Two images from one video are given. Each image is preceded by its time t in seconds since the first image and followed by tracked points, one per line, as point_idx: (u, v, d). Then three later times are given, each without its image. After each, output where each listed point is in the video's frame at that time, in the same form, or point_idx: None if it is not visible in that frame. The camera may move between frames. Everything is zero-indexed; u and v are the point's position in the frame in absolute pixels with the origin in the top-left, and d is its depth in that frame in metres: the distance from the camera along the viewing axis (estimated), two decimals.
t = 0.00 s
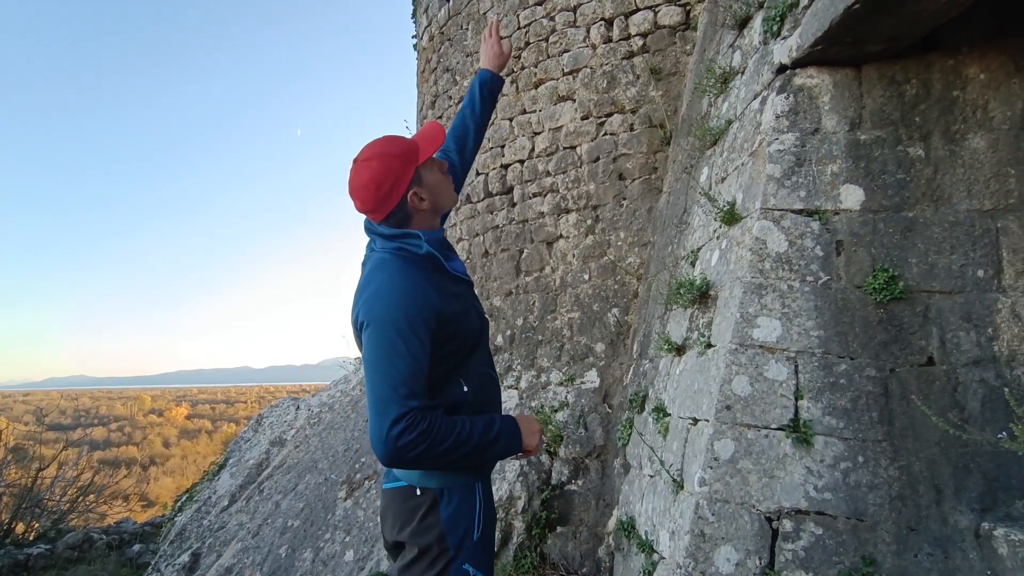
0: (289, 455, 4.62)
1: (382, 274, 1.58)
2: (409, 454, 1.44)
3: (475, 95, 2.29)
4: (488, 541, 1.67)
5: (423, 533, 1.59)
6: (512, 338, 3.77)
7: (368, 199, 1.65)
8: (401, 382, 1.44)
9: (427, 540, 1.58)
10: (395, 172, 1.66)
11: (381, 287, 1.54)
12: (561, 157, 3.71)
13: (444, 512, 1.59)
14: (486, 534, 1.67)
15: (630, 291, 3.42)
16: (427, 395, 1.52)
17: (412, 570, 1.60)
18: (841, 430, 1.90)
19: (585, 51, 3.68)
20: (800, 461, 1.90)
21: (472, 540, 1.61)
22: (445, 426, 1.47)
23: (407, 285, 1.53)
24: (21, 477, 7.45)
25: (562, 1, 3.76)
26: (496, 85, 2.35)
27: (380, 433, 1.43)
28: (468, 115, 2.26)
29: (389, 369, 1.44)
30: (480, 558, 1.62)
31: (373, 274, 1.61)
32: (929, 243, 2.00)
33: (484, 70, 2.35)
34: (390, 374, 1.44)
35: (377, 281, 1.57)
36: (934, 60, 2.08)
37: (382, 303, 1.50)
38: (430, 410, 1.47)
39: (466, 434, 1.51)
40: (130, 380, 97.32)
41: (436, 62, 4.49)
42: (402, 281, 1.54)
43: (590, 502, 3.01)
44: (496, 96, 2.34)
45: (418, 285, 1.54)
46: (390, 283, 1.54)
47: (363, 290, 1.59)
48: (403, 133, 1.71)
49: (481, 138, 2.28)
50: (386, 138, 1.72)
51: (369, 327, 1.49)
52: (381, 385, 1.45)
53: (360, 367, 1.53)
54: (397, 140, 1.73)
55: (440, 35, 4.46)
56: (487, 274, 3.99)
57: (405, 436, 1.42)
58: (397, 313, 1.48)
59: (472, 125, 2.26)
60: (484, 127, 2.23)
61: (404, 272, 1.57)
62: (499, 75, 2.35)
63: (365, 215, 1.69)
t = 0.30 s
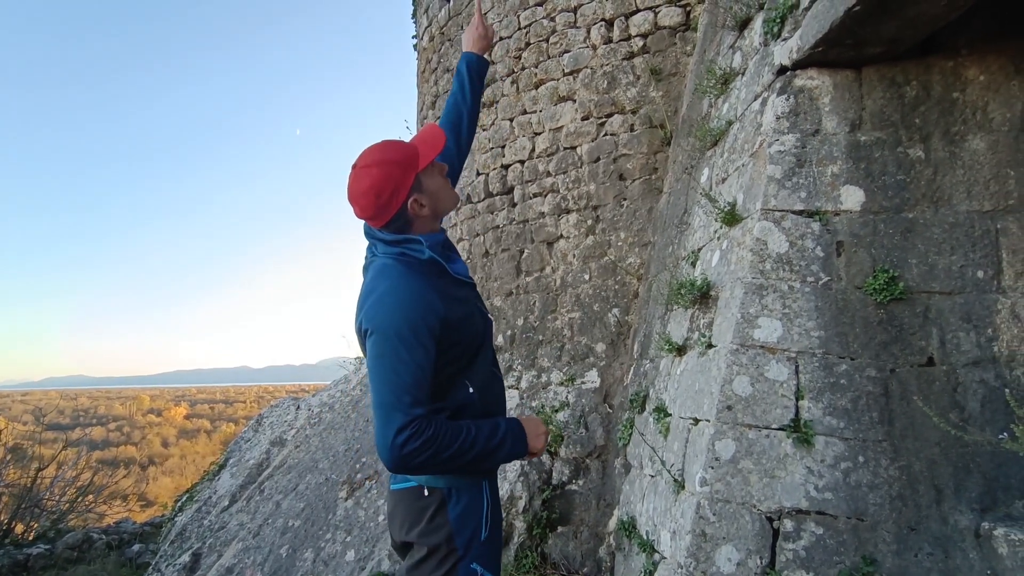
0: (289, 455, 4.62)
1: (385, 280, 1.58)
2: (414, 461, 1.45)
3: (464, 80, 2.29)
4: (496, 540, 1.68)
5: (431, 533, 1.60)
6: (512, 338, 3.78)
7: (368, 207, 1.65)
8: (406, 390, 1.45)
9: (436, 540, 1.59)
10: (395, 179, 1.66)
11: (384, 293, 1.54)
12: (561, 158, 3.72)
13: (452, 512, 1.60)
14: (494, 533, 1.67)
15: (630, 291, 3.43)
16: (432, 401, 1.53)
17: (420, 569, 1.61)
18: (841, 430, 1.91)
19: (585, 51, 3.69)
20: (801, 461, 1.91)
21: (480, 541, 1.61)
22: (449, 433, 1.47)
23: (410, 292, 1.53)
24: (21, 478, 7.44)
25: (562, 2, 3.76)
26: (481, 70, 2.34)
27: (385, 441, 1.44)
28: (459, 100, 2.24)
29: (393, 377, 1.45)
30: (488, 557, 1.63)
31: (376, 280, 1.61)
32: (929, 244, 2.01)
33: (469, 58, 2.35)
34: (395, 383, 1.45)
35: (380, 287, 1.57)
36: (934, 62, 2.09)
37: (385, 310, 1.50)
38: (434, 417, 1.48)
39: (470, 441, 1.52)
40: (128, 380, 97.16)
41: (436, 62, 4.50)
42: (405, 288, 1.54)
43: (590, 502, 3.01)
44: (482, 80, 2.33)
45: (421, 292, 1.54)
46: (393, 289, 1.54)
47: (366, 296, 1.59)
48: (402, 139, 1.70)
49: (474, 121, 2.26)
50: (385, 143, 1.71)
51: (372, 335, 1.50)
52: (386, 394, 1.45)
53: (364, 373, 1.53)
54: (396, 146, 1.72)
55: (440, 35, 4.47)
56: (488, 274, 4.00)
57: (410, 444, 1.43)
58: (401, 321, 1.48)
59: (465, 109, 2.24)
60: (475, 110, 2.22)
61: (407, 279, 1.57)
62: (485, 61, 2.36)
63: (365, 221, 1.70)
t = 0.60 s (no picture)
0: (290, 456, 4.62)
1: (386, 280, 1.58)
2: (417, 461, 1.44)
3: (462, 80, 2.29)
4: (498, 541, 1.68)
5: (432, 534, 1.60)
6: (512, 339, 3.78)
7: (369, 207, 1.65)
8: (409, 390, 1.44)
9: (437, 541, 1.59)
10: (395, 180, 1.65)
11: (386, 294, 1.54)
12: (561, 158, 3.72)
13: (454, 513, 1.60)
14: (496, 534, 1.67)
15: (630, 291, 3.43)
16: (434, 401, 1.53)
17: (421, 570, 1.61)
18: (842, 431, 1.91)
19: (585, 52, 3.69)
20: (802, 462, 1.91)
21: (481, 541, 1.61)
22: (452, 433, 1.47)
23: (412, 291, 1.53)
24: (21, 478, 7.44)
25: (563, 2, 3.76)
26: (478, 70, 2.34)
27: (388, 441, 1.44)
28: (457, 100, 2.24)
29: (396, 377, 1.45)
30: (489, 558, 1.63)
31: (378, 280, 1.60)
32: (929, 245, 2.01)
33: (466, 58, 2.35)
34: (398, 382, 1.44)
35: (381, 288, 1.57)
36: (934, 63, 2.10)
37: (387, 310, 1.50)
38: (437, 417, 1.48)
39: (473, 441, 1.52)
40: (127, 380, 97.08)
41: (437, 63, 4.50)
42: (407, 288, 1.54)
43: (591, 502, 3.01)
44: (480, 81, 2.33)
45: (423, 291, 1.54)
46: (395, 289, 1.54)
47: (367, 297, 1.59)
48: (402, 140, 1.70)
49: (473, 120, 2.27)
50: (385, 143, 1.71)
51: (374, 335, 1.49)
52: (388, 394, 1.45)
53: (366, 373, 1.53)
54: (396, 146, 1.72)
55: (440, 36, 4.47)
56: (488, 274, 3.99)
57: (413, 444, 1.43)
58: (403, 321, 1.48)
59: (463, 109, 2.24)
60: (473, 109, 2.23)
61: (408, 279, 1.56)
62: (483, 60, 2.36)
63: (365, 221, 1.70)
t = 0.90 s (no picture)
0: (289, 456, 4.62)
1: (383, 280, 1.58)
2: (413, 461, 1.44)
3: (461, 80, 2.28)
4: (494, 542, 1.67)
5: (429, 536, 1.60)
6: (512, 339, 3.77)
7: (365, 207, 1.65)
8: (405, 391, 1.44)
9: (434, 543, 1.58)
10: (391, 180, 1.65)
11: (383, 293, 1.54)
12: (561, 158, 3.71)
13: (451, 515, 1.60)
14: (492, 536, 1.67)
15: (630, 292, 3.43)
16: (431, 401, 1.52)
17: (418, 572, 1.60)
18: (842, 431, 1.91)
19: (584, 52, 3.68)
20: (802, 462, 1.91)
21: (478, 544, 1.61)
22: (448, 434, 1.47)
23: (409, 291, 1.53)
24: (20, 478, 7.44)
25: (562, 2, 3.76)
26: (478, 69, 2.33)
27: (384, 441, 1.44)
28: (456, 101, 2.24)
29: (393, 377, 1.44)
30: (486, 560, 1.63)
31: (375, 279, 1.60)
32: (929, 245, 2.01)
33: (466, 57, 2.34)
34: (394, 383, 1.44)
35: (378, 287, 1.56)
36: (934, 63, 2.09)
37: (384, 310, 1.49)
38: (433, 417, 1.48)
39: (470, 441, 1.51)
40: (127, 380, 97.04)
41: (436, 63, 4.49)
42: (404, 287, 1.53)
43: (591, 503, 3.01)
44: (479, 81, 2.33)
45: (420, 291, 1.54)
46: (392, 289, 1.53)
47: (363, 296, 1.59)
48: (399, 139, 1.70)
49: (471, 120, 2.26)
50: (382, 142, 1.71)
51: (371, 335, 1.49)
52: (385, 394, 1.45)
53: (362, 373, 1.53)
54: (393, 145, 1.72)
55: (440, 36, 4.46)
56: (487, 274, 3.99)
57: (409, 444, 1.42)
58: (400, 321, 1.47)
59: (462, 109, 2.23)
60: (471, 108, 2.22)
61: (405, 278, 1.56)
62: (482, 60, 2.35)
63: (361, 221, 1.70)
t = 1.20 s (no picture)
0: (288, 456, 4.61)
1: (379, 280, 1.57)
2: (409, 462, 1.44)
3: (458, 78, 2.27)
4: (490, 544, 1.67)
5: (425, 537, 1.60)
6: (511, 339, 3.77)
7: (361, 205, 1.65)
8: (401, 391, 1.44)
9: (430, 544, 1.58)
10: (387, 179, 1.65)
11: (379, 293, 1.53)
12: (560, 158, 3.71)
13: (447, 515, 1.60)
14: (488, 537, 1.67)
15: (629, 291, 3.42)
16: (427, 402, 1.52)
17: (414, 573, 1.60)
18: (840, 431, 1.91)
19: (584, 51, 3.68)
20: (800, 462, 1.90)
21: (474, 545, 1.61)
22: (445, 434, 1.47)
23: (405, 291, 1.53)
24: (19, 478, 7.44)
25: (562, 2, 3.76)
26: (475, 68, 2.32)
27: (380, 442, 1.43)
28: (453, 100, 2.24)
29: (389, 377, 1.44)
30: (482, 561, 1.63)
31: (371, 279, 1.60)
32: (927, 245, 2.01)
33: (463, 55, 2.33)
34: (390, 383, 1.44)
35: (374, 287, 1.56)
36: (932, 63, 2.09)
37: (380, 310, 1.49)
38: (430, 418, 1.48)
39: (466, 442, 1.51)
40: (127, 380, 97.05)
41: (435, 62, 4.49)
42: (400, 287, 1.53)
43: (589, 503, 3.01)
44: (477, 80, 2.32)
45: (417, 291, 1.53)
46: (388, 289, 1.53)
47: (360, 296, 1.58)
48: (396, 138, 1.70)
49: (468, 119, 2.26)
50: (380, 140, 1.71)
51: (367, 335, 1.49)
52: (381, 394, 1.44)
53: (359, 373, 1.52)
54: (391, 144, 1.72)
55: (439, 35, 4.46)
56: (486, 274, 3.98)
57: (405, 445, 1.42)
58: (397, 321, 1.47)
59: (459, 108, 2.23)
60: (468, 107, 2.22)
61: (402, 278, 1.56)
62: (479, 58, 2.34)
63: (357, 220, 1.69)
